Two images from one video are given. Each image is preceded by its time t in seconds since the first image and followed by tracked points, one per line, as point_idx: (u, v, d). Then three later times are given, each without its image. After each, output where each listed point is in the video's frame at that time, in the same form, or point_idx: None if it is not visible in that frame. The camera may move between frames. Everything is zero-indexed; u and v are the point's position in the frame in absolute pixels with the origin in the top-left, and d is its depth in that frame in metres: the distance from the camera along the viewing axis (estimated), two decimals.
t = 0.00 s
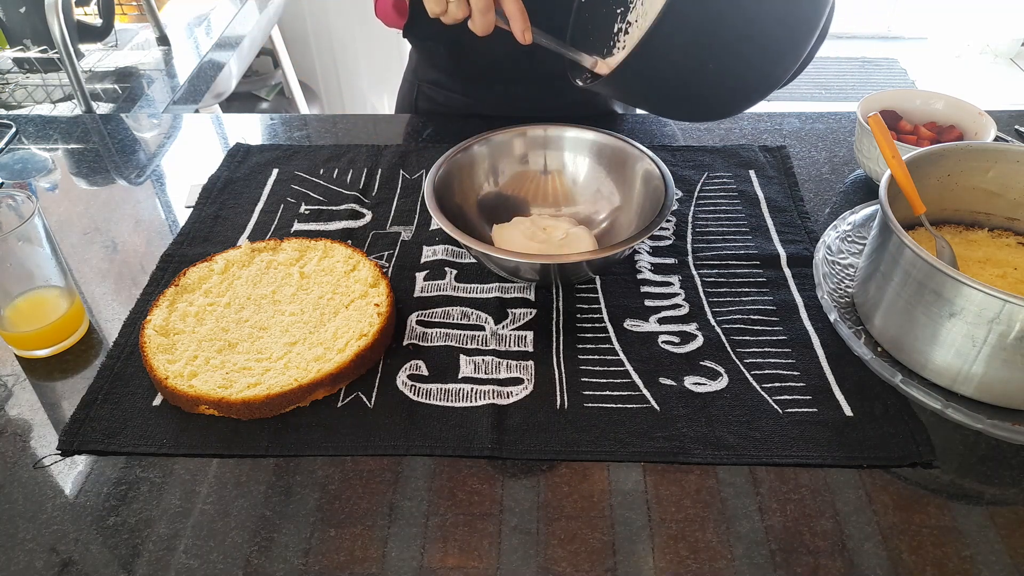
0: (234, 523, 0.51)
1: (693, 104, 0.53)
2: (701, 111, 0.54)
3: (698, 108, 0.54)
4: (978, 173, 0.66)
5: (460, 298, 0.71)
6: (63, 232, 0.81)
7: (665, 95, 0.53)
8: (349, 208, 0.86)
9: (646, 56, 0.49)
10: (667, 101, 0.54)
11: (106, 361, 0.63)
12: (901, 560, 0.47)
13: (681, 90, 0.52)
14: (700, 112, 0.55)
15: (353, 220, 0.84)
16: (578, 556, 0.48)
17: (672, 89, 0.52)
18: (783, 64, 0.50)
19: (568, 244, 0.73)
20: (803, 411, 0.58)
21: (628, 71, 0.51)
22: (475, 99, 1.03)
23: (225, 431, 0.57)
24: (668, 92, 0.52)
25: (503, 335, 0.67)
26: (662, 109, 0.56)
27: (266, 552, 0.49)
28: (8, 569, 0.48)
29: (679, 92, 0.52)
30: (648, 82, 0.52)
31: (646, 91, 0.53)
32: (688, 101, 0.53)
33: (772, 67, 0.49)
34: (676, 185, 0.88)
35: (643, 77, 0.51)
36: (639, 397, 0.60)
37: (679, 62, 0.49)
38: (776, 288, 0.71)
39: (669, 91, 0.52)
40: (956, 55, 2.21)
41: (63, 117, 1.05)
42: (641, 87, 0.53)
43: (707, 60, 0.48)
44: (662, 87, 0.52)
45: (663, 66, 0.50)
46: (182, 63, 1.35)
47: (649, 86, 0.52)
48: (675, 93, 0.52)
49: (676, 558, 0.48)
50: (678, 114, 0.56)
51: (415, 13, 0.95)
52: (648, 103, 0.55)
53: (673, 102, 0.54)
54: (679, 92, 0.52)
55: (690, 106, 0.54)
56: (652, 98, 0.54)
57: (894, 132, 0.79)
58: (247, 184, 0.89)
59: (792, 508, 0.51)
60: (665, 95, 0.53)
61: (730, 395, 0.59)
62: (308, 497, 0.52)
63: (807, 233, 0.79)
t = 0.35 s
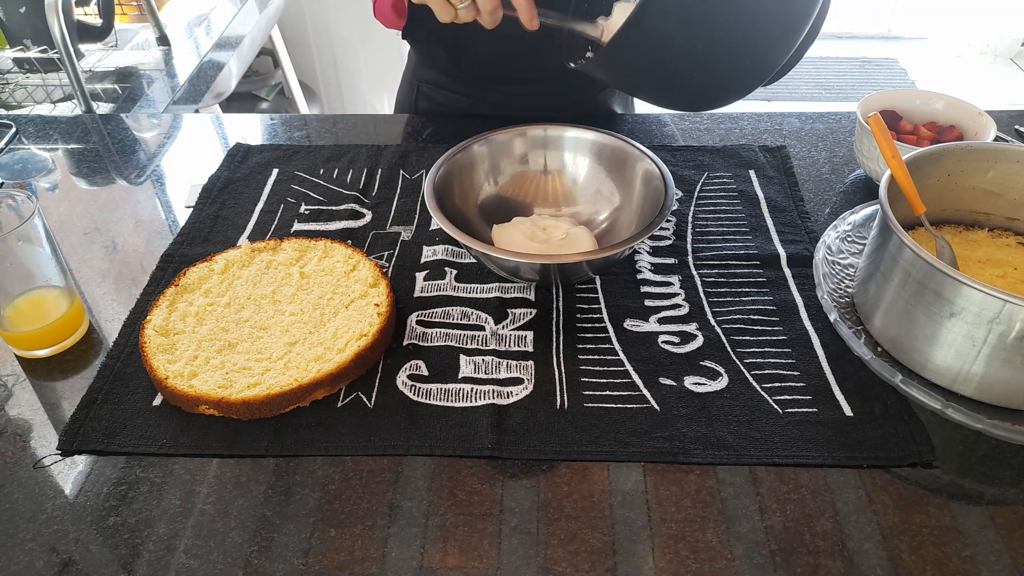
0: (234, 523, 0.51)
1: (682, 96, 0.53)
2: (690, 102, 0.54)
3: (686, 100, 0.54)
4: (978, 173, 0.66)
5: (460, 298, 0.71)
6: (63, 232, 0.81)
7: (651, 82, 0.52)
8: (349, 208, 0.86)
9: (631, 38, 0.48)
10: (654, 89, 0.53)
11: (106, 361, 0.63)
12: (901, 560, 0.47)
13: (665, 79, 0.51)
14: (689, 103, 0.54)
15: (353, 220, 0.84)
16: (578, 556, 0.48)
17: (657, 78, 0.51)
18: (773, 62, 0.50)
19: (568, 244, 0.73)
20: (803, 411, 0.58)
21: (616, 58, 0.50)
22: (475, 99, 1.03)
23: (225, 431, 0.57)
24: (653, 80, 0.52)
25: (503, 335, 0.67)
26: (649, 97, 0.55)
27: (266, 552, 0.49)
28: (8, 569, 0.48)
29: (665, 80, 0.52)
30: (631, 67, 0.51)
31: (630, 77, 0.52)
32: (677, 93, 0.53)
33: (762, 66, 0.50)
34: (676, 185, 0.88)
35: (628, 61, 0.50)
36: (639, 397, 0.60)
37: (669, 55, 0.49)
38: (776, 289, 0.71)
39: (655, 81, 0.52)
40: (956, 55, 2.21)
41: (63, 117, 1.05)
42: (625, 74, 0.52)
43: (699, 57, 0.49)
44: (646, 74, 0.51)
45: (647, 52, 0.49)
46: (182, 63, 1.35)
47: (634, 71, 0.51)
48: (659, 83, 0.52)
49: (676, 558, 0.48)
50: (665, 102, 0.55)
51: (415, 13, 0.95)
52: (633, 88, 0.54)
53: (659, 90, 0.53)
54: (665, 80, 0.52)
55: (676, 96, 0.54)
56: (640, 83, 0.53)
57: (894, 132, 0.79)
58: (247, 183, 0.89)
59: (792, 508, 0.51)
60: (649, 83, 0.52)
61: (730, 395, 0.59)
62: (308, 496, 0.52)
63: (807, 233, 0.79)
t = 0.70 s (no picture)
0: (234, 523, 0.51)
1: (682, 100, 0.53)
2: (693, 106, 0.54)
3: (689, 104, 0.54)
4: (978, 173, 0.66)
5: (460, 298, 0.71)
6: (63, 232, 0.81)
7: (653, 83, 0.52)
8: (349, 208, 0.86)
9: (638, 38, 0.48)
10: (655, 91, 0.52)
11: (106, 361, 0.63)
12: (901, 560, 0.47)
13: (670, 82, 0.51)
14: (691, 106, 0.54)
15: (353, 220, 0.84)
16: (578, 556, 0.48)
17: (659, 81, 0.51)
18: (779, 67, 0.50)
19: (568, 244, 0.73)
20: (803, 411, 0.58)
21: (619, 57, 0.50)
22: (475, 99, 1.03)
23: (224, 431, 0.57)
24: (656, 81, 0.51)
25: (503, 335, 0.67)
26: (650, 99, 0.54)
27: (266, 552, 0.49)
28: (9, 569, 0.48)
29: (668, 83, 0.51)
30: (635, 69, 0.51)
31: (632, 78, 0.52)
32: (680, 96, 0.53)
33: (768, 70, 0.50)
34: (676, 185, 0.88)
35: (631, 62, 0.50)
36: (639, 397, 0.60)
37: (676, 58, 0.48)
38: (776, 289, 0.71)
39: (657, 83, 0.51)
40: (956, 55, 2.21)
41: (63, 117, 1.05)
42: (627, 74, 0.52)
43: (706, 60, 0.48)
44: (649, 76, 0.51)
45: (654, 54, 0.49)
46: (182, 63, 1.35)
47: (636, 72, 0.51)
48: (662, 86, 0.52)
49: (676, 558, 0.48)
50: (667, 105, 0.55)
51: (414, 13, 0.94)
52: (634, 89, 0.53)
53: (661, 92, 0.53)
54: (669, 83, 0.51)
55: (679, 100, 0.53)
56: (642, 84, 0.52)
57: (894, 132, 0.79)
58: (247, 184, 0.89)
59: (792, 508, 0.51)
60: (652, 84, 0.52)
61: (730, 395, 0.59)
62: (308, 497, 0.52)
63: (807, 233, 0.79)
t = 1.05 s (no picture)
0: (234, 523, 0.51)
1: (681, 105, 0.53)
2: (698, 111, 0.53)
3: (694, 109, 0.53)
4: (978, 173, 0.66)
5: (460, 298, 0.71)
6: (63, 232, 0.81)
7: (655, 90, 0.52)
8: (349, 208, 0.86)
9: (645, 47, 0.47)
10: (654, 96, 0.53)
11: (106, 361, 0.63)
12: (901, 560, 0.47)
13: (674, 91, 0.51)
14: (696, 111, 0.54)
15: (353, 220, 0.84)
16: (578, 556, 0.48)
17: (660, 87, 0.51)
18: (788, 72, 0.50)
19: (569, 244, 0.73)
20: (803, 411, 0.58)
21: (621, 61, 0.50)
22: (475, 99, 1.03)
23: (224, 431, 0.57)
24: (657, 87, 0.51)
25: (503, 335, 0.67)
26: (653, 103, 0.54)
27: (266, 552, 0.49)
28: (8, 569, 0.48)
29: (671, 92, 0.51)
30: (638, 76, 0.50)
31: (636, 84, 0.51)
32: (685, 104, 0.53)
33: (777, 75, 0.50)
34: (676, 185, 0.88)
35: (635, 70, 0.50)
36: (639, 397, 0.60)
37: (685, 66, 0.48)
38: (776, 289, 0.71)
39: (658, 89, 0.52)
40: (956, 55, 2.21)
41: (63, 117, 1.05)
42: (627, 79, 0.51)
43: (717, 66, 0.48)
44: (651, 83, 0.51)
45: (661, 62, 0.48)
46: (182, 63, 1.35)
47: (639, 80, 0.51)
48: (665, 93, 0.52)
49: (676, 558, 0.48)
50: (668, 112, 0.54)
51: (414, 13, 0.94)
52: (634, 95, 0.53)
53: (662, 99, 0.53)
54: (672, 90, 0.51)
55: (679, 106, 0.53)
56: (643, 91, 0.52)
57: (894, 132, 0.79)
58: (247, 184, 0.89)
59: (792, 508, 0.51)
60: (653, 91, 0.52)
61: (730, 395, 0.59)
62: (308, 497, 0.52)
63: (808, 233, 0.79)
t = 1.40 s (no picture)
0: (234, 522, 0.51)
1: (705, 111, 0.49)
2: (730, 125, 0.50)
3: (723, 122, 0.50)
4: (978, 173, 0.66)
5: (460, 298, 0.71)
6: (63, 232, 0.81)
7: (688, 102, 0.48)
8: (349, 208, 0.86)
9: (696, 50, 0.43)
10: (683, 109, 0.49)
11: (106, 361, 0.63)
12: (901, 560, 0.47)
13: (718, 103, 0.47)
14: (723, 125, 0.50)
15: (353, 220, 0.84)
16: (578, 556, 0.48)
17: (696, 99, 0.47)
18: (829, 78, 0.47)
19: (568, 244, 0.73)
20: (803, 411, 0.58)
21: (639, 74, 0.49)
22: (475, 99, 1.03)
23: (224, 431, 0.57)
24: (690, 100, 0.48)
25: (503, 335, 0.67)
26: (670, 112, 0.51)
27: (266, 552, 0.49)
28: (8, 569, 0.48)
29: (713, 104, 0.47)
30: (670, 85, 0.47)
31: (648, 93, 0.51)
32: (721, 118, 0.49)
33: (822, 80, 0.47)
34: (676, 185, 0.88)
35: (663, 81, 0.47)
36: (639, 397, 0.60)
37: (740, 73, 0.44)
38: (776, 288, 0.71)
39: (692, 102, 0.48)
40: (956, 55, 2.21)
41: (63, 117, 1.05)
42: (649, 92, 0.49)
43: (774, 73, 0.44)
44: (685, 93, 0.47)
45: (709, 68, 0.44)
46: (182, 63, 1.35)
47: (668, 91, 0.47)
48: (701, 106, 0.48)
49: (677, 558, 0.48)
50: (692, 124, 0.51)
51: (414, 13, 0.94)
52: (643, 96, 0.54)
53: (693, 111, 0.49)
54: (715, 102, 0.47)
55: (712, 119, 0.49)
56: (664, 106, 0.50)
57: (894, 132, 0.79)
58: (247, 184, 0.89)
59: (792, 508, 0.51)
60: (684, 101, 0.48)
61: (730, 395, 0.59)
62: (308, 497, 0.52)
63: (808, 233, 0.79)
